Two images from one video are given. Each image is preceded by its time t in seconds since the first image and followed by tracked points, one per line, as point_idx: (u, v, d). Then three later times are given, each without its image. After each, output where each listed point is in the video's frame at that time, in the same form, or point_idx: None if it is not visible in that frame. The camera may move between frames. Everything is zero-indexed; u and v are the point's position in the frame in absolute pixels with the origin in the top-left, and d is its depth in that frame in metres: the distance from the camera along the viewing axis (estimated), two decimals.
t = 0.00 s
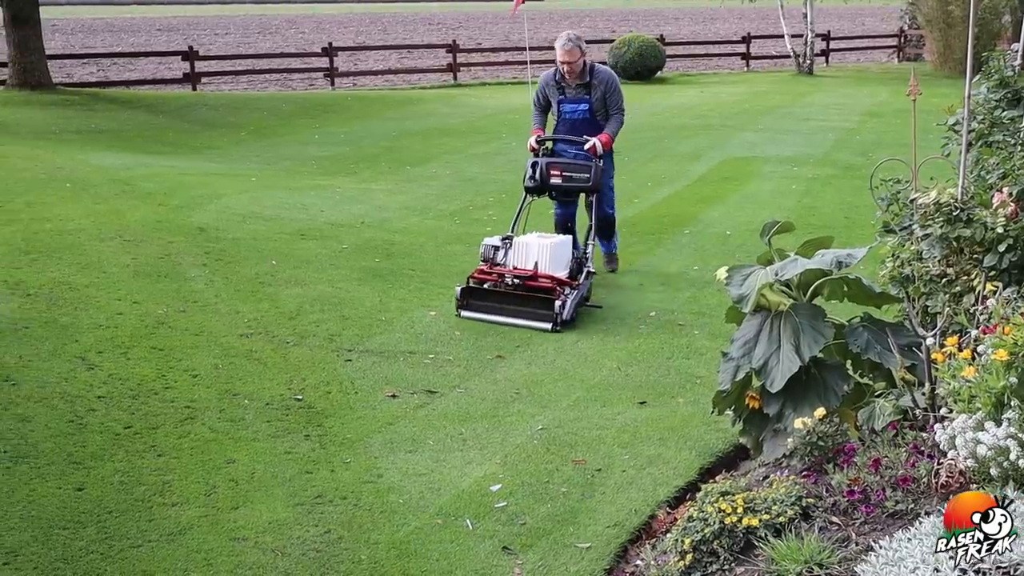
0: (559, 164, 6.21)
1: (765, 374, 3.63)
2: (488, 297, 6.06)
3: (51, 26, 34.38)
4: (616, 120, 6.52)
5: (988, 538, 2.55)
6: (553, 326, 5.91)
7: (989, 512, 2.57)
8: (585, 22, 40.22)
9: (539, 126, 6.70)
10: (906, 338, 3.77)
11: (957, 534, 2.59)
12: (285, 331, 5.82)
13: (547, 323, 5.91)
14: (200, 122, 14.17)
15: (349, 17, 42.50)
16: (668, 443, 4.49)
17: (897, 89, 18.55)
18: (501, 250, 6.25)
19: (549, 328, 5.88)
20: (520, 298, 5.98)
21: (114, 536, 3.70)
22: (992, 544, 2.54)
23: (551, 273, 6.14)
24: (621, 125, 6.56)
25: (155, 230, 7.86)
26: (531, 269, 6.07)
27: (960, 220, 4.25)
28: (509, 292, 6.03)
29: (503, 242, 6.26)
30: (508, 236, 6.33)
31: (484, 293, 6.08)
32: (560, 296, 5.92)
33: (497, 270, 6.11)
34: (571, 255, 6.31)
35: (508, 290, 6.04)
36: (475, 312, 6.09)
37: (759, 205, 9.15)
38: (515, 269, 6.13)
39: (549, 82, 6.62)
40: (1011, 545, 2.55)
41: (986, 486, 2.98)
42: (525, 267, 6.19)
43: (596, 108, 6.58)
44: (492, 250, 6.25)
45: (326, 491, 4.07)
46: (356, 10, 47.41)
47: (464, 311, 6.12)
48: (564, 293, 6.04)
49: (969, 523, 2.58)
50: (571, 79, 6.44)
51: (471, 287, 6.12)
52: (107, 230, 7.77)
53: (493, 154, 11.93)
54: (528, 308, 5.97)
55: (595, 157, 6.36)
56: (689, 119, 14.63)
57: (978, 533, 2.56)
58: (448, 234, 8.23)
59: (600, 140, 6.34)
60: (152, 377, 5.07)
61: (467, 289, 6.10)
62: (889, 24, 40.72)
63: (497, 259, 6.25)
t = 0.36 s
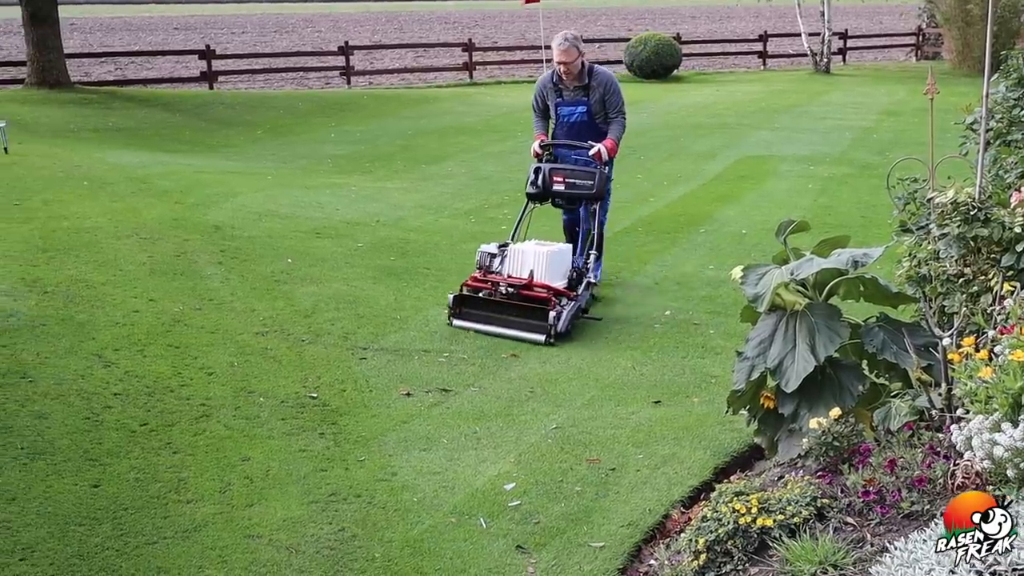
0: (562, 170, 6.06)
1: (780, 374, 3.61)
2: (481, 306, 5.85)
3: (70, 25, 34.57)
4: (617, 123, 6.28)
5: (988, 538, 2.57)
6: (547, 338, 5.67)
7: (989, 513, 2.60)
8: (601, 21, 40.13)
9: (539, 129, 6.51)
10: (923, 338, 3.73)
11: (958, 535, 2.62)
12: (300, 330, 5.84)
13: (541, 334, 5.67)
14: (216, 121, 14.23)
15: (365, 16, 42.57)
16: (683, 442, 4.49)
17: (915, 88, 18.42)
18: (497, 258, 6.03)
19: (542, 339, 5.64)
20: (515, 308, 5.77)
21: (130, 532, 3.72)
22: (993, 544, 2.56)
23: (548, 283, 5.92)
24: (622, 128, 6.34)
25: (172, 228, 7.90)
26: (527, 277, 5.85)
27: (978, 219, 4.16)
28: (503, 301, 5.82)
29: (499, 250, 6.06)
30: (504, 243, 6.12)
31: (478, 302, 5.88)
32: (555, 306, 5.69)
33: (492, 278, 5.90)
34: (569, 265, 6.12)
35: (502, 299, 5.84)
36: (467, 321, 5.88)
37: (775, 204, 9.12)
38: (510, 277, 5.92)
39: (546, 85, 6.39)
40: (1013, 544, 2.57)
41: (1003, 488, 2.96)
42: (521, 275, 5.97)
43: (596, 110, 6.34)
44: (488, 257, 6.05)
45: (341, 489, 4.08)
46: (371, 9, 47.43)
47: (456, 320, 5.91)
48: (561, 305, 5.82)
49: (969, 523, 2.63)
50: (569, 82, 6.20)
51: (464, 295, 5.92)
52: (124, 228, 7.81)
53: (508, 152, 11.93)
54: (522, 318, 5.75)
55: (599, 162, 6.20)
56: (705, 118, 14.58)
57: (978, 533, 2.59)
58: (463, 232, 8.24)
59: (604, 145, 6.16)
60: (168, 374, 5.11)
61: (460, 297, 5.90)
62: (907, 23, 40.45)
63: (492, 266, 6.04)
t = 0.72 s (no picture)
0: (554, 173, 5.77)
1: (785, 374, 3.59)
2: (461, 318, 5.63)
3: (78, 24, 34.65)
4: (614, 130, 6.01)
5: (988, 538, 2.57)
6: (528, 355, 5.43)
7: (989, 512, 2.59)
8: (608, 20, 40.08)
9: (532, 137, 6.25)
10: (928, 338, 3.73)
11: (957, 534, 2.60)
12: (305, 328, 5.85)
13: (522, 351, 5.44)
14: (223, 120, 14.25)
15: (372, 15, 42.59)
16: (687, 442, 4.48)
17: (922, 88, 18.39)
18: (479, 267, 5.75)
19: (522, 356, 5.41)
20: (495, 322, 5.53)
21: (134, 530, 3.73)
22: (992, 544, 2.56)
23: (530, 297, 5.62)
24: (620, 136, 6.07)
25: (178, 227, 7.91)
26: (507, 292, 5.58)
27: (983, 220, 4.15)
28: (483, 314, 5.58)
29: (482, 258, 5.77)
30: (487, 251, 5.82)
31: (458, 313, 5.65)
32: (535, 322, 5.43)
33: (473, 290, 5.64)
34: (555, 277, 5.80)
35: (482, 312, 5.59)
36: (447, 333, 5.67)
37: (780, 204, 9.10)
38: (491, 290, 5.64)
39: (541, 90, 6.14)
40: (1013, 544, 2.56)
41: (1006, 489, 2.96)
42: (502, 288, 5.68)
43: (592, 117, 6.08)
44: (470, 264, 5.78)
45: (345, 488, 4.08)
46: (378, 8, 47.45)
47: (435, 331, 5.71)
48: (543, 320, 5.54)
49: (969, 522, 2.60)
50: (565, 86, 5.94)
51: (443, 306, 5.69)
52: (130, 226, 7.83)
53: (514, 152, 11.93)
54: (503, 333, 5.51)
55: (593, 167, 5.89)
56: (711, 117, 14.57)
57: (978, 534, 2.58)
58: (468, 232, 8.24)
59: (599, 148, 5.85)
60: (173, 372, 5.12)
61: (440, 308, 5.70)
62: (914, 23, 40.36)
63: (474, 275, 5.76)
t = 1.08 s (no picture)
0: (551, 183, 5.63)
1: (803, 375, 3.57)
2: (453, 329, 5.44)
3: (99, 24, 34.89)
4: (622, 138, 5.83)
5: (988, 538, 2.59)
6: (521, 369, 5.24)
7: (989, 513, 2.61)
8: (626, 20, 40.02)
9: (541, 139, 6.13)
10: (948, 341, 3.69)
11: (957, 534, 2.63)
12: (323, 328, 5.87)
13: (515, 365, 5.25)
14: (242, 119, 14.32)
15: (390, 15, 42.69)
16: (705, 443, 4.47)
17: (943, 89, 18.26)
18: (473, 277, 5.59)
19: (515, 371, 5.22)
20: (487, 334, 5.35)
21: (152, 528, 3.75)
22: (992, 544, 2.59)
23: (525, 308, 5.45)
24: (629, 144, 5.89)
25: (197, 226, 7.96)
26: (502, 302, 5.41)
27: (1004, 221, 4.12)
28: (475, 326, 5.39)
29: (476, 268, 5.61)
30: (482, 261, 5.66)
31: (448, 324, 5.46)
32: (530, 335, 5.25)
33: (466, 300, 5.48)
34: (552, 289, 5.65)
35: (475, 324, 5.40)
36: (436, 345, 5.47)
37: (799, 205, 9.07)
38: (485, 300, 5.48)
39: (552, 92, 6.02)
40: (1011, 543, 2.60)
41: None
42: (497, 298, 5.51)
43: (601, 123, 5.92)
44: (463, 274, 5.61)
45: (362, 487, 4.10)
46: (396, 8, 47.56)
47: (424, 344, 5.50)
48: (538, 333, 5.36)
49: (969, 522, 2.62)
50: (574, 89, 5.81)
51: (434, 316, 5.50)
52: (150, 226, 7.88)
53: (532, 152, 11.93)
54: (496, 346, 5.33)
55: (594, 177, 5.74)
56: (729, 117, 14.53)
57: (978, 533, 2.60)
58: (486, 232, 8.25)
59: (600, 159, 5.69)
60: (192, 371, 5.15)
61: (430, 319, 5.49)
62: (935, 22, 40.08)
63: (468, 286, 5.59)
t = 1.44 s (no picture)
0: (545, 191, 5.39)
1: (817, 377, 3.56)
2: (438, 341, 5.26)
3: (116, 25, 35.07)
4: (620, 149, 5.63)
5: (988, 538, 2.74)
6: (510, 384, 5.04)
7: (989, 514, 2.76)
8: (641, 21, 39.92)
9: (536, 150, 5.92)
10: (964, 343, 3.64)
11: (958, 534, 2.77)
12: (337, 327, 5.89)
13: (503, 380, 5.05)
14: (258, 120, 14.36)
15: (406, 16, 42.73)
16: (719, 445, 4.46)
17: (960, 90, 18.14)
18: (461, 287, 5.40)
19: (503, 386, 5.02)
20: (475, 348, 5.14)
21: (167, 526, 3.78)
22: (992, 544, 2.73)
23: (514, 321, 5.24)
24: (627, 155, 5.68)
25: (213, 226, 7.99)
26: (490, 313, 5.22)
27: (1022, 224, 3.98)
28: (461, 338, 5.19)
29: (465, 278, 5.43)
30: (471, 271, 5.46)
31: (434, 337, 5.28)
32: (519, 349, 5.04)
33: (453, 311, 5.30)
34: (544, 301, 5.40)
35: (462, 336, 5.21)
36: (422, 359, 5.30)
37: (814, 206, 9.03)
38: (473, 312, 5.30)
39: (547, 103, 5.82)
40: (1010, 543, 2.74)
41: None
42: (485, 309, 5.32)
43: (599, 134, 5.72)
44: (452, 284, 5.42)
45: (376, 487, 4.11)
46: (412, 9, 47.61)
47: (410, 357, 5.34)
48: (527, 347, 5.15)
49: (969, 523, 2.77)
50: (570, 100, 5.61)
51: (419, 329, 5.31)
52: (166, 225, 7.91)
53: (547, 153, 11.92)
54: (483, 359, 5.12)
55: (590, 186, 5.52)
56: (744, 119, 14.48)
57: (978, 533, 2.74)
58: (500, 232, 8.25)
59: (597, 166, 5.48)
60: (207, 370, 5.18)
61: (415, 331, 5.32)
62: (952, 24, 39.80)
63: (456, 296, 5.41)
